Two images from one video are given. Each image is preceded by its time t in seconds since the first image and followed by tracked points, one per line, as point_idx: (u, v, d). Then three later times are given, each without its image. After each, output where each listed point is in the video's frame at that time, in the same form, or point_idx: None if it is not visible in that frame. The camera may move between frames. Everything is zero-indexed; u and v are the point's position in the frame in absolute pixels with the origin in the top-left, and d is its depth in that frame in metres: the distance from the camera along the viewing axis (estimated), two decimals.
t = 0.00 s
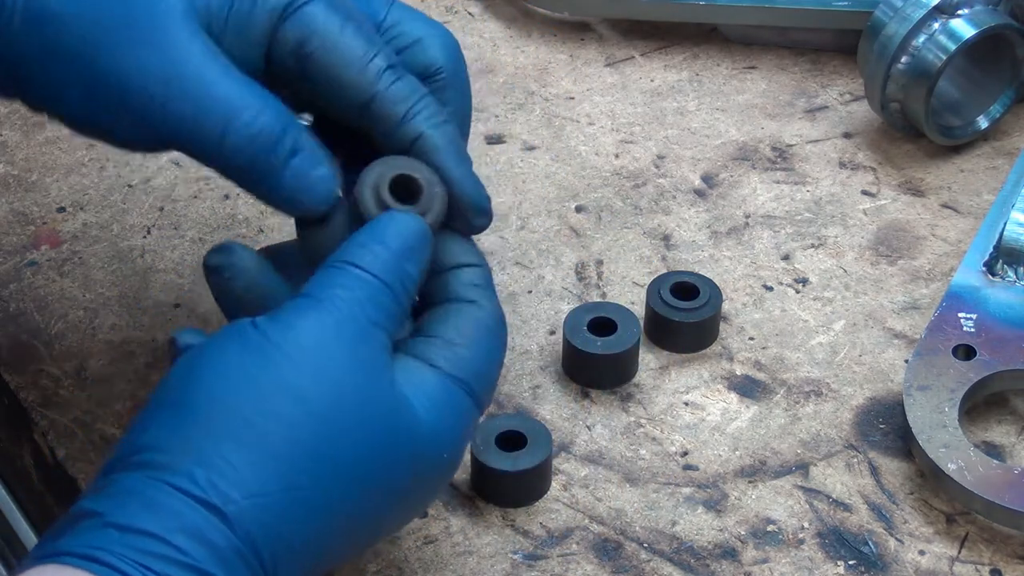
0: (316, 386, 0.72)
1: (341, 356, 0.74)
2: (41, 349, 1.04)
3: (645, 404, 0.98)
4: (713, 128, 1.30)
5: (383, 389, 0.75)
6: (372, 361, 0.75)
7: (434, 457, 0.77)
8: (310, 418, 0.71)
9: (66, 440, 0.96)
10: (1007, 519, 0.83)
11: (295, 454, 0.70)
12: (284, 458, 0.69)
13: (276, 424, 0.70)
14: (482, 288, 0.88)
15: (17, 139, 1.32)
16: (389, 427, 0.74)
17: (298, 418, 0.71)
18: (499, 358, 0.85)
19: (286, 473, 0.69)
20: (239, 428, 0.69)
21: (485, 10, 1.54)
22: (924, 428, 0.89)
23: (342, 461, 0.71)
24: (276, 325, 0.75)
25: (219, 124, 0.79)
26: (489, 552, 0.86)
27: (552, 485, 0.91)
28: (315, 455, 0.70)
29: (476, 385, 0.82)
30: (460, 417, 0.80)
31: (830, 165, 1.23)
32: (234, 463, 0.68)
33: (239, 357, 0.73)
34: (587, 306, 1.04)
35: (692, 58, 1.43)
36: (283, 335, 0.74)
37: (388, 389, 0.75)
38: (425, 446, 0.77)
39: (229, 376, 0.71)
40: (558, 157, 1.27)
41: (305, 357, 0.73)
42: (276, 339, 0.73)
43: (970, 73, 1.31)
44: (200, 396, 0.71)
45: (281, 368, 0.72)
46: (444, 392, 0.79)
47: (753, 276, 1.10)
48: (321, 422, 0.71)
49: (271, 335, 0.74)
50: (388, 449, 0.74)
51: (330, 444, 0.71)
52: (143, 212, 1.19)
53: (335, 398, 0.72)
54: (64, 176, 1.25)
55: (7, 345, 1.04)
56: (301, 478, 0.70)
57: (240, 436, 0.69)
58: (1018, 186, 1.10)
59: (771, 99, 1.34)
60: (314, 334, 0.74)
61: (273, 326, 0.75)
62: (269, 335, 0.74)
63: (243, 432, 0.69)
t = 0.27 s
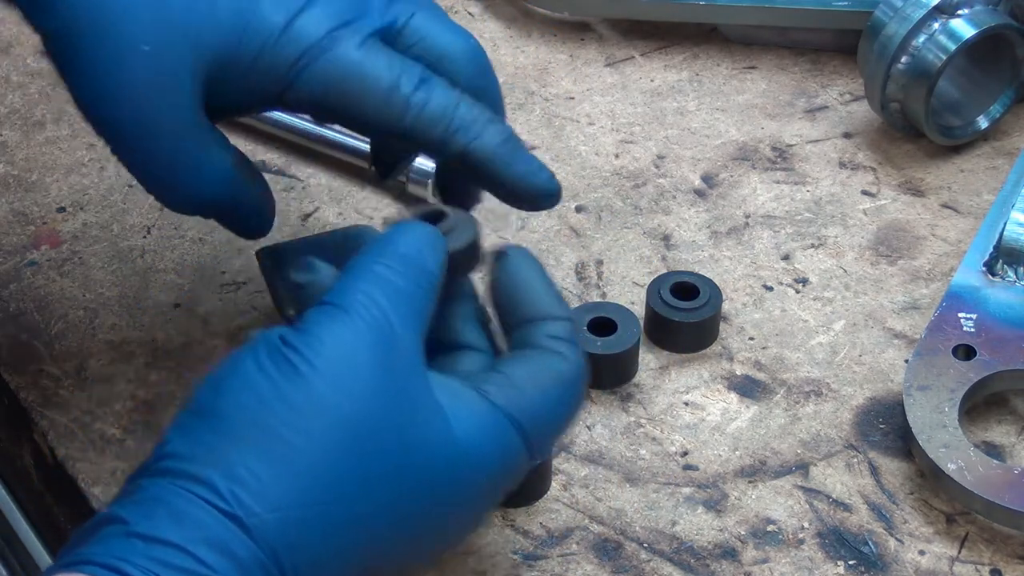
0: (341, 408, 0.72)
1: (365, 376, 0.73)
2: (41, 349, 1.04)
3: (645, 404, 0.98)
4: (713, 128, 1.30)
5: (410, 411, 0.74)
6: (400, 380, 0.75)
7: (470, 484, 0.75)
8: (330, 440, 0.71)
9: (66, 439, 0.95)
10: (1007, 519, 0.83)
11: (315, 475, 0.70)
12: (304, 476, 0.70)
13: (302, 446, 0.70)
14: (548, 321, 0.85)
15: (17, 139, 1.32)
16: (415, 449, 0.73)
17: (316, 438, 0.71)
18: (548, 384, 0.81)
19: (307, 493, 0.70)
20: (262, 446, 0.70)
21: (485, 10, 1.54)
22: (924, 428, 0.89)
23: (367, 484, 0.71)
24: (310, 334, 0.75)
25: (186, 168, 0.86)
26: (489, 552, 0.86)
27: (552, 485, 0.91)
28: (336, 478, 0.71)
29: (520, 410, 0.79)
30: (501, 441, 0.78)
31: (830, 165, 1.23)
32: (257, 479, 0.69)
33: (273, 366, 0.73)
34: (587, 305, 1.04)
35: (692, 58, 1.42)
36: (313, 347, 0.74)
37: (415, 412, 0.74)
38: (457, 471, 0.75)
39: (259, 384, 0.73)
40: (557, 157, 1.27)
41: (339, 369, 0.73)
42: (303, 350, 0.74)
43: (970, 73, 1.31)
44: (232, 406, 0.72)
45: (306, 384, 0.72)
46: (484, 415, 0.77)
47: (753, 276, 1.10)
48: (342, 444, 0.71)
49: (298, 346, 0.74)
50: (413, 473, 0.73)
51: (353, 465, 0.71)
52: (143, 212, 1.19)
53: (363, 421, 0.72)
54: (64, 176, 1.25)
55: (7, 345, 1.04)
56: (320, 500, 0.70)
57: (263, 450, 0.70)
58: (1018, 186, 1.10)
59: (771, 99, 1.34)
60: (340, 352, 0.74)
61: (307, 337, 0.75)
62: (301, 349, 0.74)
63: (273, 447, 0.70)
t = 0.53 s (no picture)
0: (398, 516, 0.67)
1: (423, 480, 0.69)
2: (41, 349, 1.04)
3: (645, 404, 0.98)
4: (713, 128, 1.30)
5: (467, 524, 0.69)
6: (459, 484, 0.70)
7: None
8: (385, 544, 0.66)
9: (66, 439, 0.95)
10: (1007, 519, 0.83)
11: None
12: None
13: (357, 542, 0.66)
14: (598, 380, 0.79)
15: (17, 139, 1.32)
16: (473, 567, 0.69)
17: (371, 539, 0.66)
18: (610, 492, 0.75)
19: None
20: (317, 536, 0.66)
21: (485, 10, 1.54)
22: (924, 428, 0.89)
23: None
24: (379, 421, 0.71)
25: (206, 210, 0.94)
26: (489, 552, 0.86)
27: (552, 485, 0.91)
28: None
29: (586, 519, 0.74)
30: (566, 553, 0.73)
31: (830, 165, 1.23)
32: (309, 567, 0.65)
33: (331, 444, 0.70)
34: (588, 305, 1.04)
35: (692, 58, 1.43)
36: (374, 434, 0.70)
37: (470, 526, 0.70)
38: None
39: (317, 465, 0.69)
40: (557, 157, 1.27)
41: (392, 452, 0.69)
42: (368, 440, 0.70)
43: (970, 73, 1.31)
44: (286, 480, 0.68)
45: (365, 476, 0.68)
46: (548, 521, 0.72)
47: (752, 276, 1.10)
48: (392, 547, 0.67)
49: (365, 433, 0.70)
50: None
51: None
52: (143, 212, 1.19)
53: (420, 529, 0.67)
54: (64, 176, 1.25)
55: (7, 345, 1.04)
56: None
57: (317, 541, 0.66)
58: (1018, 186, 1.10)
59: (771, 99, 1.34)
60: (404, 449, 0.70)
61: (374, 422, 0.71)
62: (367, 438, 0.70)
63: (313, 521, 0.66)
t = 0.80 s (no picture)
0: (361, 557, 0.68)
1: (386, 518, 0.70)
2: (41, 349, 1.04)
3: (645, 404, 0.98)
4: (713, 128, 1.30)
5: (431, 560, 0.70)
6: (416, 519, 0.71)
7: None
8: None
9: (66, 439, 0.95)
10: (1007, 519, 0.83)
11: None
12: None
13: None
14: (575, 417, 0.80)
15: (17, 139, 1.32)
16: None
17: None
18: (587, 530, 0.76)
19: None
20: None
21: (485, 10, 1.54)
22: (924, 428, 0.89)
23: None
24: (322, 456, 0.71)
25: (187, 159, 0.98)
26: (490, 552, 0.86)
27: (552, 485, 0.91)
28: None
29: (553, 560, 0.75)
30: None
31: (830, 164, 1.23)
32: None
33: (271, 486, 0.70)
34: (588, 306, 1.04)
35: (692, 58, 1.42)
36: (327, 473, 0.70)
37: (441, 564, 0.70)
38: None
39: (255, 509, 0.69)
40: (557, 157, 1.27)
41: (330, 485, 0.70)
42: (320, 477, 0.70)
43: (970, 73, 1.31)
44: (226, 535, 0.68)
45: (318, 516, 0.68)
46: (513, 555, 0.73)
47: (752, 276, 1.10)
48: None
49: (312, 472, 0.70)
50: None
51: None
52: (143, 212, 1.19)
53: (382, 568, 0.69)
54: (64, 176, 1.25)
55: (7, 345, 1.04)
56: None
57: None
58: (1018, 186, 1.10)
59: (771, 99, 1.34)
60: (359, 485, 0.70)
61: (321, 460, 0.71)
62: (316, 479, 0.70)
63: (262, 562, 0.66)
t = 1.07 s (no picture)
0: (323, 430, 0.62)
1: (340, 384, 0.64)
2: (41, 349, 1.04)
3: (645, 404, 0.98)
4: (713, 128, 1.30)
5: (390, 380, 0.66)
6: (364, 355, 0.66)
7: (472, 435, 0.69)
8: (312, 467, 0.61)
9: (66, 439, 0.96)
10: (1007, 519, 0.83)
11: (298, 508, 0.61)
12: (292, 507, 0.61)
13: (279, 468, 0.60)
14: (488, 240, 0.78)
15: (17, 139, 1.32)
16: (406, 464, 0.65)
17: (295, 461, 0.61)
18: (533, 297, 0.75)
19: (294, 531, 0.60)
20: (234, 467, 0.60)
21: (485, 10, 1.54)
22: (924, 428, 0.89)
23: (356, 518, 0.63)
24: (257, 335, 0.65)
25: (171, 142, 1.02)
26: (490, 552, 0.86)
27: (552, 485, 0.91)
28: (322, 513, 0.62)
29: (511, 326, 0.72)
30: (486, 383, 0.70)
31: (830, 165, 1.24)
32: (236, 501, 0.59)
33: (199, 360, 0.64)
34: (588, 305, 1.04)
35: (692, 58, 1.42)
36: (268, 350, 0.65)
37: (402, 412, 0.65)
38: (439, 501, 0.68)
39: (188, 387, 0.63)
40: (557, 157, 1.27)
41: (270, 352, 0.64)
42: (262, 353, 0.64)
43: (969, 73, 1.31)
44: (158, 414, 0.63)
45: (266, 394, 0.62)
46: (466, 379, 0.68)
47: (753, 276, 1.10)
48: (321, 467, 0.62)
49: (251, 352, 0.64)
50: (400, 496, 0.65)
51: (340, 494, 0.62)
52: (143, 212, 1.19)
53: (350, 444, 0.63)
54: (64, 176, 1.25)
55: (7, 345, 1.04)
56: (310, 541, 0.61)
57: (234, 475, 0.60)
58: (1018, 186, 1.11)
59: (771, 99, 1.34)
60: (304, 356, 0.65)
61: (257, 338, 0.65)
62: (256, 358, 0.64)
63: (208, 437, 0.61)
